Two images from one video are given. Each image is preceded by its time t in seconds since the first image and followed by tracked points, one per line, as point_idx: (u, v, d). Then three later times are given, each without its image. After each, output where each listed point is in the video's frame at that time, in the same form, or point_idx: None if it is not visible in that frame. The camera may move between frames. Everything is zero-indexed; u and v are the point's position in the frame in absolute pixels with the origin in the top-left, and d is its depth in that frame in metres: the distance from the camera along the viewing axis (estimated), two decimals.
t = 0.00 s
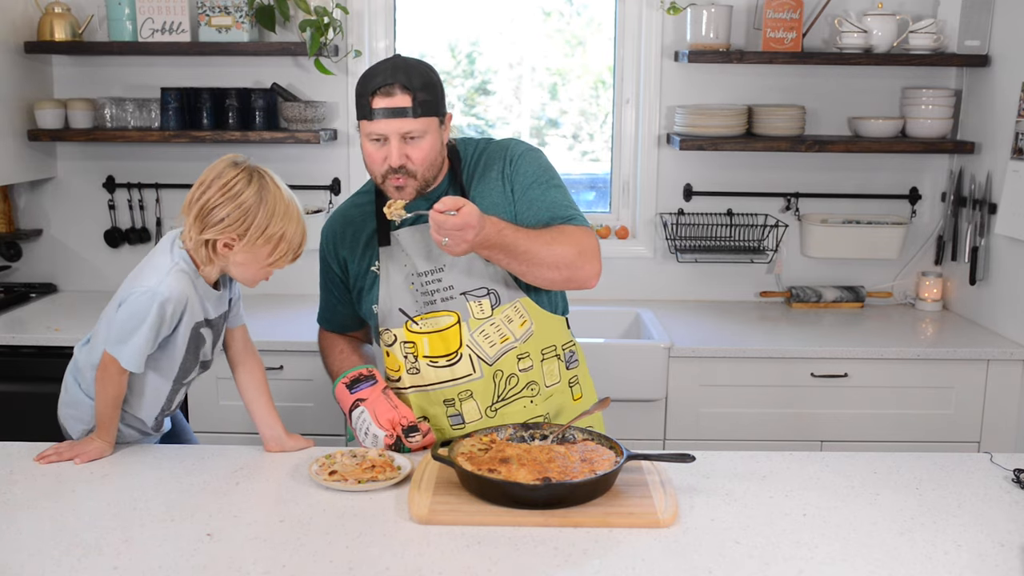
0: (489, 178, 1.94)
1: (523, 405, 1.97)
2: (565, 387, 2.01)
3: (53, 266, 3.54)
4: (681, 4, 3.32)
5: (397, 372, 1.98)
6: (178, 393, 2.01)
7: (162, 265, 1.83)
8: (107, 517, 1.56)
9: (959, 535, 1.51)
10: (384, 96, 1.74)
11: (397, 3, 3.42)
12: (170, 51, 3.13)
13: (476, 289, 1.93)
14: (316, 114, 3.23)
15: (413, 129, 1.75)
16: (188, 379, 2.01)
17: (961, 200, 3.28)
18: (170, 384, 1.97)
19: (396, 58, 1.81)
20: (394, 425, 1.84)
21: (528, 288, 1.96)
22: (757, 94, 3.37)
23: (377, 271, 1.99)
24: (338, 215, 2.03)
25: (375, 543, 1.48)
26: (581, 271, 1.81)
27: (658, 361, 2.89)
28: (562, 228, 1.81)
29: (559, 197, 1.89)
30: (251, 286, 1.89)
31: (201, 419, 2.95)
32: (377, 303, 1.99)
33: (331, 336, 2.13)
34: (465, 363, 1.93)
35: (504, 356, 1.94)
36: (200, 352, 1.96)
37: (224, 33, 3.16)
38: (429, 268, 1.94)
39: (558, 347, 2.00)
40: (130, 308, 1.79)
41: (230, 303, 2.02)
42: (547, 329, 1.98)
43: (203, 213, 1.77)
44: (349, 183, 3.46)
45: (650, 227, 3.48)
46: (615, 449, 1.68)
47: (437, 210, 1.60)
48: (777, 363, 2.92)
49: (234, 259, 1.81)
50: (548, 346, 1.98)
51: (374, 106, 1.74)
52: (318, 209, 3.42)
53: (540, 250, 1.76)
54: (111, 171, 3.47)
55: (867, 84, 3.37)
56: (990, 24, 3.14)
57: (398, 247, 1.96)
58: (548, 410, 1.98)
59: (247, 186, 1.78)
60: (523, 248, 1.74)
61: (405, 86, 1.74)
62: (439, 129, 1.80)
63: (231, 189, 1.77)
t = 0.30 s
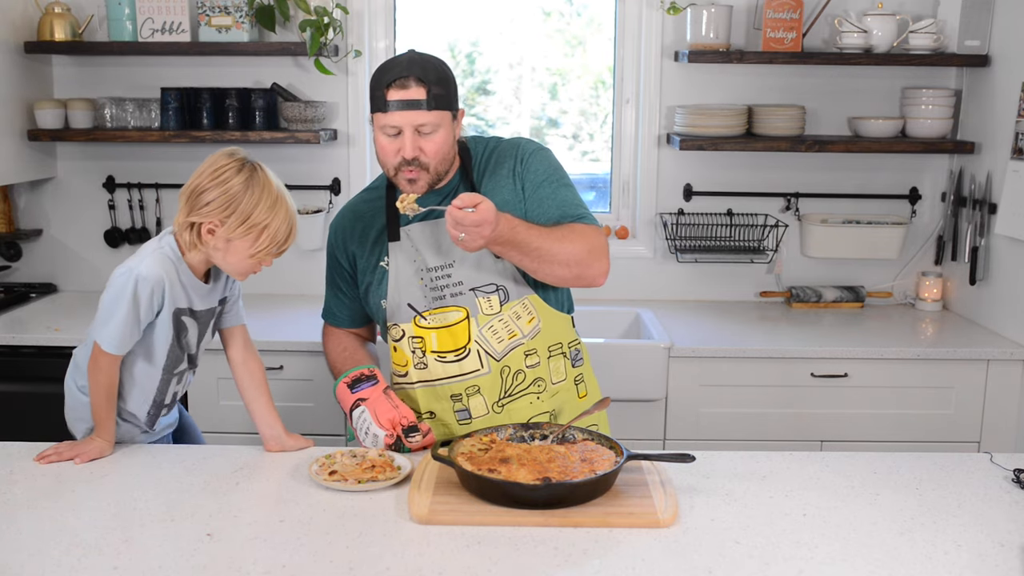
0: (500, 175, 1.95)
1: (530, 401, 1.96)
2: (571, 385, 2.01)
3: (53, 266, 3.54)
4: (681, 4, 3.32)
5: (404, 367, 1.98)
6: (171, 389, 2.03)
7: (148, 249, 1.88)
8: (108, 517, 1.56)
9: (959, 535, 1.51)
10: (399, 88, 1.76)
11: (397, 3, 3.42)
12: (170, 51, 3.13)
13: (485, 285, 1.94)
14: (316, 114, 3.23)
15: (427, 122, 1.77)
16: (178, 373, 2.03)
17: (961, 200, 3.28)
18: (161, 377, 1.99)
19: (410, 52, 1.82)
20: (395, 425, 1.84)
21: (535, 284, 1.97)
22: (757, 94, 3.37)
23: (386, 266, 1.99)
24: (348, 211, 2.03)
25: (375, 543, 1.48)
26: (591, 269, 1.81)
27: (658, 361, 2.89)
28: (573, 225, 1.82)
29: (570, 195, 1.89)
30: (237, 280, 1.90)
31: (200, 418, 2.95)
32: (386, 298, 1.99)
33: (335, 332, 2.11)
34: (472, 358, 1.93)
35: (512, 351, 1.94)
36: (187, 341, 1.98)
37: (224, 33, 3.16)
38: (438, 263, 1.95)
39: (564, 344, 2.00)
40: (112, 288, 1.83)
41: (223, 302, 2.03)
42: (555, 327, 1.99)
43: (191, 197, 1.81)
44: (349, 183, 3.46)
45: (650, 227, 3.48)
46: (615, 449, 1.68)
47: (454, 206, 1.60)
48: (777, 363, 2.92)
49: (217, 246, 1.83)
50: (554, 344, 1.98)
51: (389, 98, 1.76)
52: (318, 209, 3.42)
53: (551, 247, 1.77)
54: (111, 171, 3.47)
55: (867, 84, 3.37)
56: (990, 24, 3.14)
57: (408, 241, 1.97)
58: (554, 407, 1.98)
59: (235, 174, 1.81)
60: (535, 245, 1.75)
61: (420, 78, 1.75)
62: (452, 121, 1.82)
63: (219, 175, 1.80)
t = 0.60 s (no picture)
0: (506, 174, 1.95)
1: (536, 399, 1.96)
2: (575, 383, 2.01)
3: (53, 266, 3.55)
4: (681, 4, 3.32)
5: (409, 366, 1.98)
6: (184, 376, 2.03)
7: (175, 241, 1.83)
8: (108, 517, 1.56)
9: (959, 535, 1.51)
10: (407, 88, 1.76)
11: (397, 3, 3.42)
12: (170, 51, 3.13)
13: (492, 283, 1.95)
14: (316, 114, 3.23)
15: (435, 121, 1.77)
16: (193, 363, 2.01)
17: (961, 201, 3.28)
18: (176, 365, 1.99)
19: (416, 51, 1.82)
20: (395, 426, 1.84)
21: (541, 282, 1.98)
22: (757, 94, 3.37)
23: (392, 265, 1.99)
24: (353, 211, 2.02)
25: (374, 543, 1.48)
26: (596, 266, 1.82)
27: (658, 361, 2.89)
28: (580, 222, 1.82)
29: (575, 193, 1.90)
30: (265, 268, 1.87)
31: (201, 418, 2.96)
32: (392, 297, 1.98)
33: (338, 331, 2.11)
34: (479, 357, 1.94)
35: (518, 350, 1.95)
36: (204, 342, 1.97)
37: (224, 33, 3.16)
38: (445, 262, 1.96)
39: (569, 343, 2.00)
40: (138, 285, 1.78)
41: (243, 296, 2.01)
42: (559, 325, 1.99)
43: (227, 180, 1.80)
44: (349, 183, 3.46)
45: (650, 227, 3.48)
46: (615, 449, 1.68)
47: (462, 194, 1.61)
48: (778, 363, 2.92)
49: (249, 230, 1.80)
50: (559, 342, 1.99)
51: (396, 98, 1.76)
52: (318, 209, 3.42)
53: (558, 241, 1.77)
54: (111, 171, 3.47)
55: (866, 84, 3.37)
56: (990, 24, 3.14)
57: (415, 241, 1.97)
58: (559, 405, 1.99)
59: (271, 160, 1.80)
60: (542, 239, 1.75)
61: (428, 79, 1.75)
62: (459, 120, 1.83)
63: (254, 160, 1.80)
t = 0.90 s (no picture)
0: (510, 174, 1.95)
1: (540, 399, 1.97)
2: (578, 382, 2.02)
3: (53, 266, 3.55)
4: (681, 4, 3.32)
5: (413, 366, 1.97)
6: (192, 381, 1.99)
7: (199, 243, 1.76)
8: (108, 517, 1.56)
9: (959, 536, 1.51)
10: (416, 87, 1.76)
11: (397, 3, 3.42)
12: (170, 51, 3.13)
13: (497, 283, 1.95)
14: (315, 114, 3.23)
15: (444, 121, 1.77)
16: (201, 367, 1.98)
17: (961, 201, 3.28)
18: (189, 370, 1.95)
19: (423, 51, 1.82)
20: (395, 426, 1.84)
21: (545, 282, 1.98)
22: (757, 94, 3.37)
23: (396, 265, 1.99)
24: (357, 211, 2.03)
25: (374, 543, 1.48)
26: (601, 264, 1.81)
27: (658, 361, 2.89)
28: (586, 220, 1.83)
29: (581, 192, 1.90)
30: (277, 277, 1.88)
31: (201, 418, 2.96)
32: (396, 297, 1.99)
33: (338, 330, 2.12)
34: (484, 357, 1.94)
35: (523, 350, 1.95)
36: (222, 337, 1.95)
37: (224, 33, 3.16)
38: (450, 262, 1.95)
39: (572, 343, 2.00)
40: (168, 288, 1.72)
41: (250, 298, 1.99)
42: (563, 325, 1.99)
43: (251, 183, 1.78)
44: (349, 183, 3.46)
45: (650, 227, 3.48)
46: (615, 449, 1.68)
47: (468, 182, 1.62)
48: (778, 363, 2.92)
49: (271, 235, 1.80)
50: (563, 342, 1.99)
51: (405, 97, 1.76)
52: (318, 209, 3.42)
53: (564, 237, 1.77)
54: (111, 171, 3.47)
55: (866, 84, 3.37)
56: (990, 24, 3.14)
57: (419, 240, 1.97)
58: (563, 405, 1.99)
59: (294, 167, 1.80)
60: (548, 234, 1.75)
61: (437, 78, 1.76)
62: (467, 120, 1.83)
63: (279, 166, 1.79)
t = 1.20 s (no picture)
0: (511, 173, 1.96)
1: (541, 399, 1.97)
2: (579, 382, 2.02)
3: (53, 266, 3.54)
4: (681, 4, 3.32)
5: (413, 366, 1.97)
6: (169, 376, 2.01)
7: (147, 238, 1.79)
8: (107, 517, 1.56)
9: (959, 535, 1.51)
10: (428, 81, 1.76)
11: (397, 3, 3.42)
12: (170, 51, 3.13)
13: (497, 282, 1.95)
14: (315, 114, 3.23)
15: (456, 114, 1.78)
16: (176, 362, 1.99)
17: (961, 200, 3.28)
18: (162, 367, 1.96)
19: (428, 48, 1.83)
20: (395, 426, 1.84)
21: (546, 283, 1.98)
22: (757, 95, 3.37)
23: (396, 264, 1.99)
24: (355, 210, 2.02)
25: (374, 543, 1.48)
26: (603, 257, 1.81)
27: (658, 360, 2.89)
28: (592, 211, 1.82)
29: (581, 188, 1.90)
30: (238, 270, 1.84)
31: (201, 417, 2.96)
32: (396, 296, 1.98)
33: (338, 330, 2.11)
34: (484, 356, 1.94)
35: (523, 349, 1.95)
36: (191, 326, 1.96)
37: (224, 33, 3.16)
38: (450, 261, 1.95)
39: (573, 343, 2.00)
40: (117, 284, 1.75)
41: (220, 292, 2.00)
42: (564, 325, 1.99)
43: (208, 181, 1.72)
44: (349, 183, 3.46)
45: (650, 226, 3.48)
46: (615, 449, 1.68)
47: (469, 157, 1.64)
48: (778, 363, 2.92)
49: (231, 235, 1.76)
50: (563, 341, 1.99)
51: (417, 90, 1.77)
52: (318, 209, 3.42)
53: (567, 224, 1.76)
54: (111, 171, 3.47)
55: (866, 84, 3.37)
56: (990, 24, 3.14)
57: (419, 239, 1.97)
58: (563, 405, 1.99)
59: (254, 164, 1.74)
60: (550, 220, 1.75)
61: (449, 71, 1.77)
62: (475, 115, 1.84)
63: (237, 163, 1.73)
